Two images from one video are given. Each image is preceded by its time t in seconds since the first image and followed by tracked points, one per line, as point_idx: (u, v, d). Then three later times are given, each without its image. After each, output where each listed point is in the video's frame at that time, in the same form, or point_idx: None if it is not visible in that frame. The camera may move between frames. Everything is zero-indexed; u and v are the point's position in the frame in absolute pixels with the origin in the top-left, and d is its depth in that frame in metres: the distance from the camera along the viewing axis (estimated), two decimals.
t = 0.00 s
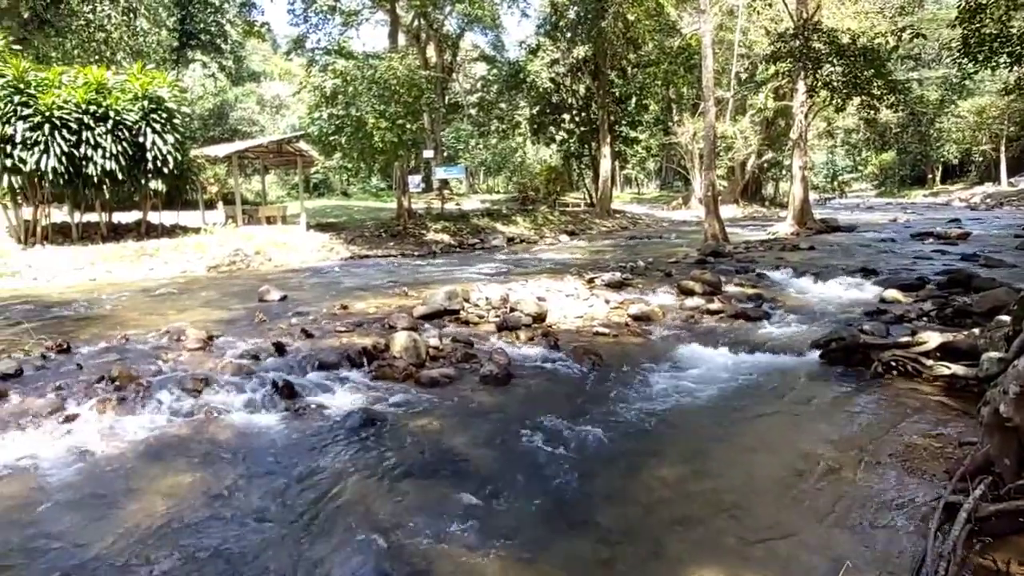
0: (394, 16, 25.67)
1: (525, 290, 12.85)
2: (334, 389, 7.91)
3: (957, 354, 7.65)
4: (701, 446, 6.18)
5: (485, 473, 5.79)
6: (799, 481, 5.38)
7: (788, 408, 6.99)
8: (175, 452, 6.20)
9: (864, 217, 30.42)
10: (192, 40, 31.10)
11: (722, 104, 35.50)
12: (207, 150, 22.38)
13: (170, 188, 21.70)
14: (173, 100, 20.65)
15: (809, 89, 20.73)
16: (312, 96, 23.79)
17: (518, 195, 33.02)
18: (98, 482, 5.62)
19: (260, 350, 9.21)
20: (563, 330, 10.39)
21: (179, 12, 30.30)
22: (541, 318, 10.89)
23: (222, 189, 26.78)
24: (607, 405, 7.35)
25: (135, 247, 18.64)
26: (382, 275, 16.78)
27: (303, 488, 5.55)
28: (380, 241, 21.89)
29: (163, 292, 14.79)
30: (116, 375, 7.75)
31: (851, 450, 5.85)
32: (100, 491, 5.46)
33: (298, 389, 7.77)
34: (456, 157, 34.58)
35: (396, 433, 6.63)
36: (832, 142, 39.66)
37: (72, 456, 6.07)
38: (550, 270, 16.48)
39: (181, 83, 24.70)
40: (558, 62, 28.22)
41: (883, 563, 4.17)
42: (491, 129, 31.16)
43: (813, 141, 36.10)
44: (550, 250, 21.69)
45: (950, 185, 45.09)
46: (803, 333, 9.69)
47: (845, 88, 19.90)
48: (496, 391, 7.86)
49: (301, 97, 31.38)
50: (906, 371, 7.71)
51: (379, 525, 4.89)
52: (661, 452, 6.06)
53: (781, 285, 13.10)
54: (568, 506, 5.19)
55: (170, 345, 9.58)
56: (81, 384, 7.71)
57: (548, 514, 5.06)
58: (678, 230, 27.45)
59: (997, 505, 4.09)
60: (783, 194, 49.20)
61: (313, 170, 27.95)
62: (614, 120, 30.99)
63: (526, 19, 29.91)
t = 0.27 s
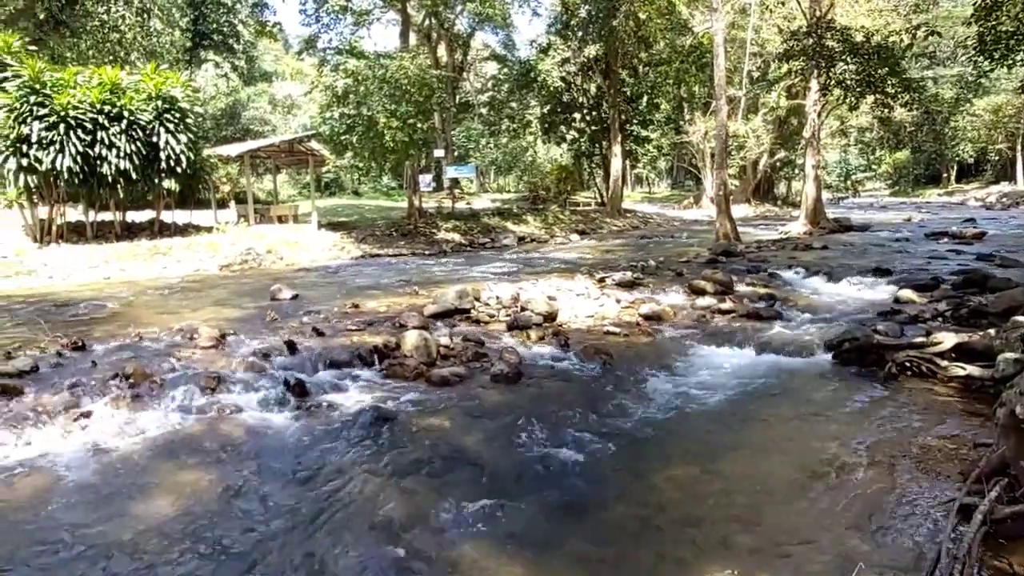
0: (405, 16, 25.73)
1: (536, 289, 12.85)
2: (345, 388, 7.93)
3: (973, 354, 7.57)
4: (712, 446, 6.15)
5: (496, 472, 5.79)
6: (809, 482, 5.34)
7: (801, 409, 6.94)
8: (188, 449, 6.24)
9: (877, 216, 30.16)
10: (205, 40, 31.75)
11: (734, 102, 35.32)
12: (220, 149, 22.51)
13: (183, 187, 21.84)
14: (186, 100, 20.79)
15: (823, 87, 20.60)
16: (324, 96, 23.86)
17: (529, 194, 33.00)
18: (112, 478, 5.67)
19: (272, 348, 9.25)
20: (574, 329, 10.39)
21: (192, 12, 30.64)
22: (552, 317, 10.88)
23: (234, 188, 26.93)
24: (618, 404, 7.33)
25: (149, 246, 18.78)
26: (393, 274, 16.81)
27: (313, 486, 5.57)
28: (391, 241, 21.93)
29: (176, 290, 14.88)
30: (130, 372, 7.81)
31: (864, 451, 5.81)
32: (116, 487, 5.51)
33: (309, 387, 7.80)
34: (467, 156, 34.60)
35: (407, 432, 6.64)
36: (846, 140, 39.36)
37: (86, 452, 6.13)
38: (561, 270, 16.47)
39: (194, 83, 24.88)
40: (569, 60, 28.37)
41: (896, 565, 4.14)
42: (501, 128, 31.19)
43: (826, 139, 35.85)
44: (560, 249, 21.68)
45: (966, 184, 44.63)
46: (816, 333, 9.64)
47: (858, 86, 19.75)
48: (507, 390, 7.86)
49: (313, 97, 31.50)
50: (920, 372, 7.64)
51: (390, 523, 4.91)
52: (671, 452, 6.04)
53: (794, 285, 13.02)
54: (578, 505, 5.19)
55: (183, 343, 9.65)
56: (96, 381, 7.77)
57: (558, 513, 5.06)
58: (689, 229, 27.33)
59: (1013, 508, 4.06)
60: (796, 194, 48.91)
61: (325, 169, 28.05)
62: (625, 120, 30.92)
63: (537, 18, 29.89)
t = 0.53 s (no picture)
0: (418, 14, 25.77)
1: (548, 288, 12.84)
2: (358, 386, 7.97)
3: (991, 355, 7.48)
4: (726, 446, 6.11)
5: (509, 471, 5.79)
6: (824, 483, 5.30)
7: (816, 409, 6.88)
8: (203, 446, 6.29)
9: (894, 216, 29.85)
10: (219, 40, 32.05)
11: (749, 100, 35.10)
12: (234, 148, 22.65)
13: (198, 186, 21.99)
14: (201, 100, 20.94)
15: (838, 85, 20.43)
16: (337, 95, 23.94)
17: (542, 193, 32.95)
18: (129, 474, 5.72)
19: (286, 346, 9.30)
20: (586, 328, 10.37)
21: (207, 12, 30.94)
22: (565, 316, 10.87)
23: (248, 187, 27.10)
24: (631, 403, 7.31)
25: (164, 244, 18.93)
26: (406, 273, 16.84)
27: (327, 483, 5.59)
28: (403, 239, 21.98)
29: (191, 288, 15.00)
30: (147, 369, 7.87)
31: (879, 453, 5.75)
32: (133, 483, 5.57)
33: (323, 385, 7.84)
34: (479, 155, 34.59)
35: (420, 430, 6.66)
36: (861, 139, 39.02)
37: (103, 448, 6.19)
38: (573, 269, 16.43)
39: (208, 83, 25.07)
40: (582, 58, 28.33)
41: (912, 568, 4.10)
42: (514, 127, 31.15)
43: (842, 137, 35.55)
44: (573, 248, 21.63)
45: (984, 183, 44.10)
46: (831, 333, 9.56)
47: (874, 84, 19.57)
48: (519, 389, 7.85)
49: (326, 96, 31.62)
50: (937, 373, 7.55)
51: (403, 521, 4.92)
52: (684, 452, 6.01)
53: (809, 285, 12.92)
54: (591, 504, 5.18)
55: (198, 341, 9.72)
56: (113, 378, 7.85)
57: (571, 513, 5.05)
58: (703, 228, 27.20)
59: None
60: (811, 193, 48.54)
61: (338, 168, 28.13)
62: (638, 118, 30.83)
63: (549, 17, 29.87)
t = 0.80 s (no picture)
0: (432, 14, 25.80)
1: (562, 288, 12.82)
2: (372, 384, 8.00)
3: (1012, 357, 7.38)
4: (741, 446, 6.09)
5: (522, 470, 5.80)
6: (841, 485, 5.25)
7: (832, 411, 6.82)
8: (219, 443, 6.34)
9: (912, 215, 29.52)
10: (236, 41, 32.35)
11: (765, 99, 34.85)
12: (250, 148, 22.81)
13: (215, 186, 22.15)
14: (218, 100, 21.08)
15: (856, 83, 20.24)
16: (351, 95, 23.99)
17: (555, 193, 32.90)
18: (147, 471, 5.78)
19: (301, 345, 9.35)
20: (600, 328, 10.34)
21: (223, 13, 31.21)
22: (579, 316, 10.86)
23: (263, 187, 27.27)
24: (645, 403, 7.29)
25: (181, 243, 19.10)
26: (420, 272, 16.86)
27: (341, 481, 5.62)
28: (417, 239, 22.03)
29: (207, 287, 15.11)
30: (164, 367, 7.95)
31: (896, 455, 5.70)
32: (151, 479, 5.63)
33: (337, 383, 7.87)
34: (493, 154, 34.59)
35: (434, 429, 6.68)
36: (879, 137, 38.62)
37: (121, 445, 6.26)
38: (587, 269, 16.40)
39: (225, 84, 25.27)
40: (596, 58, 28.26)
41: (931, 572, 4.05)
42: (528, 126, 31.13)
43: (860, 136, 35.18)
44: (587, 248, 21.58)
45: (1004, 182, 43.49)
46: (848, 334, 9.47)
47: (893, 82, 19.36)
48: (533, 388, 7.84)
49: (340, 97, 31.76)
50: (956, 374, 7.46)
51: (416, 518, 4.95)
52: (698, 453, 5.98)
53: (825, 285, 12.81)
54: (604, 503, 5.18)
55: (214, 339, 9.79)
56: (131, 376, 7.94)
57: (583, 511, 5.05)
58: (717, 228, 27.05)
59: None
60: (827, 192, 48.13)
61: (352, 168, 28.22)
62: (652, 117, 30.71)
63: (564, 16, 29.80)
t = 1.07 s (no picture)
0: (445, 14, 25.85)
1: (574, 287, 12.81)
2: (385, 383, 8.02)
3: None
4: (754, 447, 6.06)
5: (534, 468, 5.80)
6: (855, 486, 5.22)
7: (846, 412, 6.77)
8: (233, 440, 6.38)
9: (928, 215, 29.25)
10: (249, 41, 32.66)
11: (778, 98, 34.64)
12: (262, 148, 22.92)
13: (229, 185, 22.29)
14: (232, 100, 21.20)
15: (871, 82, 20.10)
16: (364, 95, 24.04)
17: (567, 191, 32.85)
18: (162, 467, 5.82)
19: (314, 343, 9.39)
20: (612, 327, 10.32)
21: (237, 14, 31.50)
22: (590, 315, 10.84)
23: (276, 186, 27.42)
24: (657, 403, 7.28)
25: (195, 242, 19.24)
26: (432, 271, 16.90)
27: (353, 478, 5.64)
28: (429, 238, 22.08)
29: (221, 286, 15.21)
30: (179, 364, 8.01)
31: (912, 457, 5.64)
32: (166, 475, 5.68)
33: (350, 381, 7.91)
34: (505, 153, 34.60)
35: (446, 427, 6.69)
36: (895, 136, 38.28)
37: (137, 441, 6.31)
38: (599, 268, 16.36)
39: (238, 84, 25.43)
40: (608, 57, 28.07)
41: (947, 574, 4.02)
42: (539, 126, 31.10)
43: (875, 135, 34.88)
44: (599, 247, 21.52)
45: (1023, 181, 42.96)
46: (863, 334, 9.39)
47: (909, 80, 19.17)
48: (545, 388, 7.84)
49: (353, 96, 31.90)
50: (973, 375, 7.39)
51: (428, 516, 4.97)
52: (711, 453, 5.95)
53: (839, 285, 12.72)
54: (617, 503, 5.17)
55: (228, 338, 9.86)
56: (146, 373, 8.00)
57: (595, 511, 5.04)
58: (730, 227, 26.92)
59: None
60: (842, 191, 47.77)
61: (365, 167, 28.30)
62: (665, 116, 30.64)
63: (576, 14, 29.76)
